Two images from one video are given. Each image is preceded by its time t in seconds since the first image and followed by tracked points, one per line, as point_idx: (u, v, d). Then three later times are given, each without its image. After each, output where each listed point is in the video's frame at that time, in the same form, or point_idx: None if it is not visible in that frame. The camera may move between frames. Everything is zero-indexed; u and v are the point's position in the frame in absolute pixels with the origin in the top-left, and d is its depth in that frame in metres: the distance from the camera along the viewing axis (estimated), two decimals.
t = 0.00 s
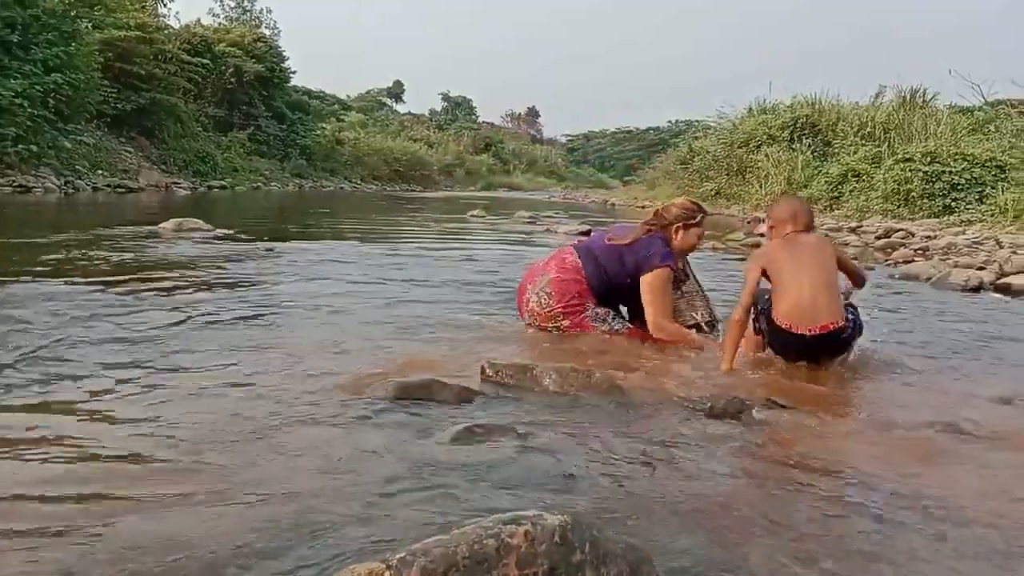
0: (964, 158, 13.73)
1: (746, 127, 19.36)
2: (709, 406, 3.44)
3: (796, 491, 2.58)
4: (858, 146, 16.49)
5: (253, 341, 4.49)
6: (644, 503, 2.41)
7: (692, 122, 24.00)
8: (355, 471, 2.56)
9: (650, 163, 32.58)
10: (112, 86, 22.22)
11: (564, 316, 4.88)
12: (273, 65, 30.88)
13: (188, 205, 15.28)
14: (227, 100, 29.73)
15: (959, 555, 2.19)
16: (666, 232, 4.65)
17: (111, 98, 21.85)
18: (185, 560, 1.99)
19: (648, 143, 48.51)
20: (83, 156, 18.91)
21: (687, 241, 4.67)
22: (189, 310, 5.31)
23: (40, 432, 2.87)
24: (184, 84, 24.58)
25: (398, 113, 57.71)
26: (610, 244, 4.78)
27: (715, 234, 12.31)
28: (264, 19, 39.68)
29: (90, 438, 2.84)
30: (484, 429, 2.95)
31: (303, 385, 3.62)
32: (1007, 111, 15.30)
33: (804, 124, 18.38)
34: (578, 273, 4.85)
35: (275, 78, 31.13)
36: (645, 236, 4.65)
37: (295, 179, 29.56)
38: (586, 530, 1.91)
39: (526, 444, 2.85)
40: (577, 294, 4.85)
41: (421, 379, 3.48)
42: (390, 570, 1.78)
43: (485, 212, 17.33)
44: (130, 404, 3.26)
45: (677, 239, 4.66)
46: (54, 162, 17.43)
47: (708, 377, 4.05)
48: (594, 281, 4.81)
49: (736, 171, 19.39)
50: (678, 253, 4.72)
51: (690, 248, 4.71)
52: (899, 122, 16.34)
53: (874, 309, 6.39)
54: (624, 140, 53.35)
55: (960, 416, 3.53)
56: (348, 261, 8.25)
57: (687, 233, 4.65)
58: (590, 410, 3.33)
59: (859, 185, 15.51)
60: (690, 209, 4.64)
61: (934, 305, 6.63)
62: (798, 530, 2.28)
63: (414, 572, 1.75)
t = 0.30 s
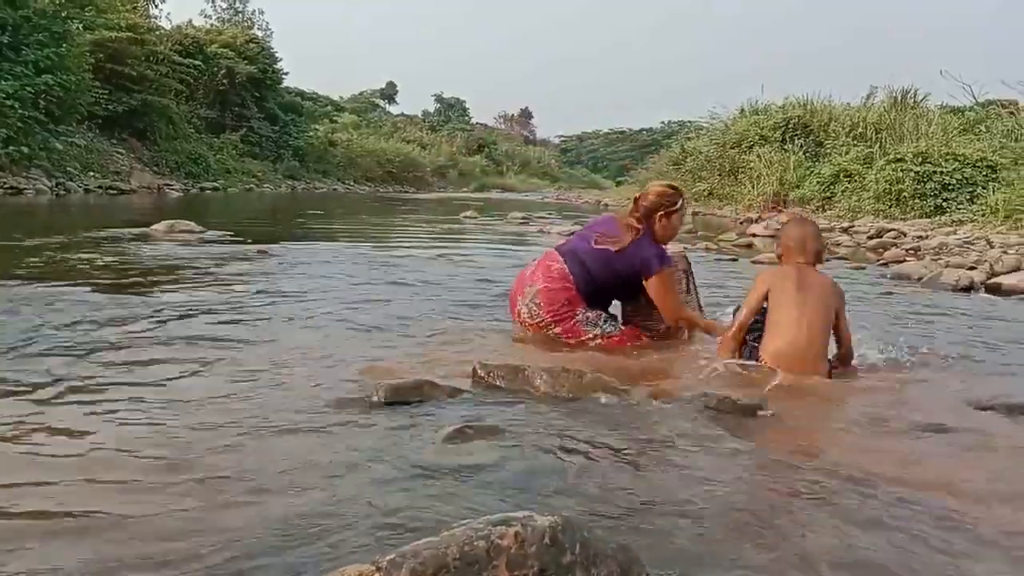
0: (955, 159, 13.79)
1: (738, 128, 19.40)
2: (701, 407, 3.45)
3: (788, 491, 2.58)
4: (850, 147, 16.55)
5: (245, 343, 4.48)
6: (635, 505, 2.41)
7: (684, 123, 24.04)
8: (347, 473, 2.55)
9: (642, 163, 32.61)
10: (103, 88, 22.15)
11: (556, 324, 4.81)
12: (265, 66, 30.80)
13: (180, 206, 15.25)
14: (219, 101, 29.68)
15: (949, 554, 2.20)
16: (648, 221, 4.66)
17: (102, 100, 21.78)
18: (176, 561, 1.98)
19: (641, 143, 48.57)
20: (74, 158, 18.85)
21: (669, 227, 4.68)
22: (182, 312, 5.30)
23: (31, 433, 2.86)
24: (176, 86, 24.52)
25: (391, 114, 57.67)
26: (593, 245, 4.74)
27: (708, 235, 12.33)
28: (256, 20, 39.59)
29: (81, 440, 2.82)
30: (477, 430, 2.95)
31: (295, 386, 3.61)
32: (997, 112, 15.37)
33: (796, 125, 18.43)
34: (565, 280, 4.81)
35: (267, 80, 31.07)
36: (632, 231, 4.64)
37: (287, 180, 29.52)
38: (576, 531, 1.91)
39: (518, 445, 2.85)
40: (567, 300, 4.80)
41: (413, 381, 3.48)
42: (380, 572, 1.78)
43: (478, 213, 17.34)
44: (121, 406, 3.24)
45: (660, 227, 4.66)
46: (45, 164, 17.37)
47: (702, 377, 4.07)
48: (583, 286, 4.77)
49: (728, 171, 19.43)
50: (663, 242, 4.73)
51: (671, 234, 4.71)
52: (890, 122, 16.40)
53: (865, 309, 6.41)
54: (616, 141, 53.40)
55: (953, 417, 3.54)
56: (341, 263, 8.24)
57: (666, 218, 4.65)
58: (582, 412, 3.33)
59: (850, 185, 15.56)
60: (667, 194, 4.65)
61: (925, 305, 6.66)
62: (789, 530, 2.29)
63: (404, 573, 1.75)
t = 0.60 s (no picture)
0: (950, 160, 13.83)
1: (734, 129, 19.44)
2: (697, 408, 3.45)
3: (783, 492, 2.59)
4: (845, 149, 16.58)
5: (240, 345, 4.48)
6: (631, 506, 2.41)
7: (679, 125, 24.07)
8: (343, 475, 2.55)
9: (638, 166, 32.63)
10: (98, 89, 22.10)
11: (551, 323, 4.85)
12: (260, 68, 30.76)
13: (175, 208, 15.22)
14: (214, 103, 29.63)
15: (944, 555, 2.20)
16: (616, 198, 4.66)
17: (97, 101, 21.74)
18: (170, 564, 1.98)
19: (636, 145, 48.61)
20: (68, 160, 18.80)
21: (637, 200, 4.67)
22: (177, 313, 5.29)
23: (25, 435, 2.86)
24: (171, 88, 24.51)
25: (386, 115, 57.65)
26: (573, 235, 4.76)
27: (703, 237, 12.34)
28: (252, 21, 39.53)
29: (81, 441, 2.83)
30: (472, 432, 2.95)
31: (292, 388, 3.60)
32: (992, 114, 15.42)
33: (791, 126, 18.46)
34: (553, 277, 4.83)
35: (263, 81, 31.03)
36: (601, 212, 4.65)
37: (283, 182, 29.48)
38: (572, 533, 1.91)
39: (514, 447, 2.85)
40: (559, 297, 4.83)
41: (409, 383, 3.49)
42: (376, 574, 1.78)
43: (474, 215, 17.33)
44: (116, 408, 3.24)
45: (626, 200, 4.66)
46: (39, 166, 17.32)
47: (697, 377, 4.10)
48: (572, 281, 4.80)
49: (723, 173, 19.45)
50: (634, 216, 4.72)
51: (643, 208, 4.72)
52: (885, 124, 16.44)
53: (860, 311, 6.43)
54: (612, 143, 53.43)
55: (949, 417, 3.55)
56: (337, 264, 8.24)
57: (635, 192, 4.66)
58: (578, 413, 3.34)
59: (846, 187, 15.59)
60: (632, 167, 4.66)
61: (920, 307, 6.67)
62: (785, 532, 2.29)
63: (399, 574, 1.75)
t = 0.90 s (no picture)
0: (952, 160, 13.82)
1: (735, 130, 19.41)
2: (698, 409, 3.46)
3: (787, 493, 2.59)
4: (847, 149, 16.57)
5: (243, 347, 4.48)
6: (635, 508, 2.41)
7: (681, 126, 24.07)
8: (346, 477, 2.56)
9: (639, 167, 32.59)
10: (100, 92, 22.14)
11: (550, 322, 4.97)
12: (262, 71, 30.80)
13: (177, 211, 15.24)
14: (216, 105, 29.67)
15: (948, 556, 2.20)
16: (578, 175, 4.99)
17: (99, 104, 21.77)
18: (173, 565, 1.99)
19: (638, 146, 48.55)
20: (70, 164, 18.82)
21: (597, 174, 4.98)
22: (179, 316, 5.30)
23: (29, 438, 2.87)
24: (174, 90, 24.56)
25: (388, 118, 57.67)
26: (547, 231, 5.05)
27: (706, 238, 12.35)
28: (253, 24, 39.59)
29: (85, 443, 2.84)
30: (475, 434, 2.96)
31: (294, 390, 3.61)
32: (994, 114, 15.40)
33: (792, 127, 18.45)
34: (542, 278, 5.03)
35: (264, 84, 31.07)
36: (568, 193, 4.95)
37: (285, 185, 29.52)
38: (575, 534, 1.91)
39: (518, 448, 2.85)
40: (551, 295, 4.98)
41: (411, 385, 3.49)
42: None
43: (475, 218, 17.32)
44: (119, 410, 3.25)
45: (588, 174, 4.97)
46: (42, 169, 17.34)
47: (698, 378, 4.12)
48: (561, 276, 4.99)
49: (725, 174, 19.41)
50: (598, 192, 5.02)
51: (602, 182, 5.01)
52: (887, 124, 16.44)
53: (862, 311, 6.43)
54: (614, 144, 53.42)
55: (952, 418, 3.56)
56: (338, 267, 8.25)
57: (587, 169, 4.98)
58: (581, 413, 3.35)
59: (848, 187, 15.57)
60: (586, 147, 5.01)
61: (922, 307, 6.66)
62: (788, 533, 2.29)
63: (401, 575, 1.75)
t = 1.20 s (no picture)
0: (946, 161, 13.87)
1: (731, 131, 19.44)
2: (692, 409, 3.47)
3: (784, 495, 2.59)
4: (842, 150, 16.61)
5: (237, 348, 4.47)
6: (632, 510, 2.41)
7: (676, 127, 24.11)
8: (341, 478, 2.55)
9: (635, 167, 32.63)
10: (95, 92, 22.10)
11: (545, 324, 4.96)
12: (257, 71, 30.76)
13: (172, 211, 15.21)
14: (211, 105, 29.63)
15: (944, 557, 2.21)
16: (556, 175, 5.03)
17: (94, 105, 21.72)
18: (167, 568, 1.99)
19: (634, 147, 48.57)
20: (65, 164, 18.77)
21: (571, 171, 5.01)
22: (173, 317, 5.29)
23: (24, 439, 2.87)
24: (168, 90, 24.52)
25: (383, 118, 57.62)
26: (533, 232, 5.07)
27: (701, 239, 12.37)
28: (249, 24, 39.56)
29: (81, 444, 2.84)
30: (469, 435, 2.96)
31: (290, 391, 3.60)
32: (988, 115, 15.45)
33: (787, 128, 18.49)
34: (535, 280, 5.03)
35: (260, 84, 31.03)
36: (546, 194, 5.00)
37: (280, 185, 29.49)
38: (568, 535, 1.91)
39: (512, 449, 2.85)
40: (545, 296, 4.98)
41: (406, 386, 3.48)
42: None
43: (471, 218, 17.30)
44: (114, 411, 3.24)
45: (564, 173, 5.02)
46: (36, 169, 17.30)
47: (692, 379, 4.12)
48: (552, 277, 5.00)
49: (720, 175, 19.44)
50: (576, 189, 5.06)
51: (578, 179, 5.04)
52: (882, 125, 16.48)
53: (857, 312, 6.44)
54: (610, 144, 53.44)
55: (946, 418, 3.57)
56: (332, 267, 8.24)
57: (561, 169, 5.03)
58: (577, 414, 3.35)
59: (843, 188, 15.61)
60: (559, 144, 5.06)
61: (915, 308, 6.69)
62: (785, 534, 2.30)
63: None
